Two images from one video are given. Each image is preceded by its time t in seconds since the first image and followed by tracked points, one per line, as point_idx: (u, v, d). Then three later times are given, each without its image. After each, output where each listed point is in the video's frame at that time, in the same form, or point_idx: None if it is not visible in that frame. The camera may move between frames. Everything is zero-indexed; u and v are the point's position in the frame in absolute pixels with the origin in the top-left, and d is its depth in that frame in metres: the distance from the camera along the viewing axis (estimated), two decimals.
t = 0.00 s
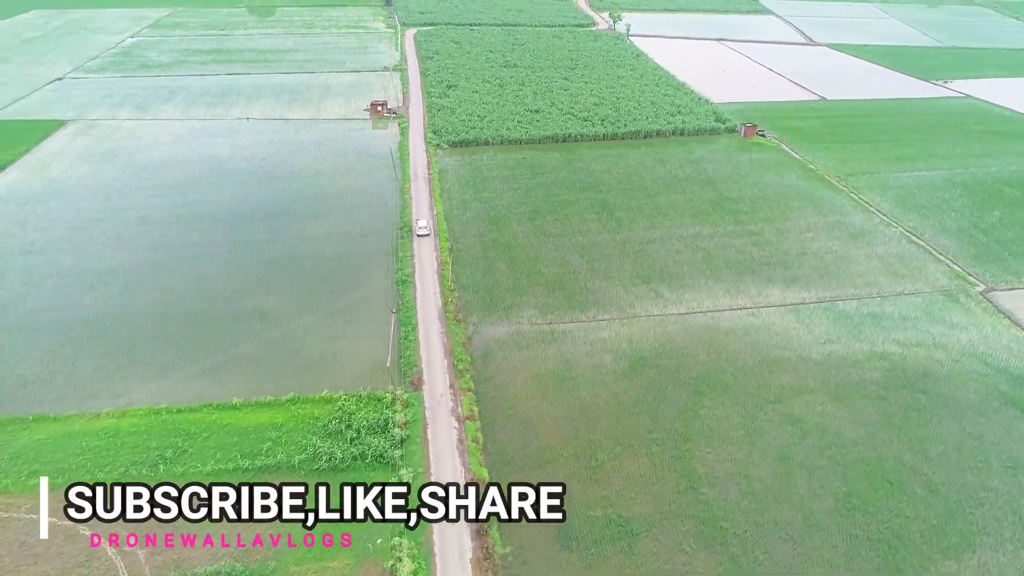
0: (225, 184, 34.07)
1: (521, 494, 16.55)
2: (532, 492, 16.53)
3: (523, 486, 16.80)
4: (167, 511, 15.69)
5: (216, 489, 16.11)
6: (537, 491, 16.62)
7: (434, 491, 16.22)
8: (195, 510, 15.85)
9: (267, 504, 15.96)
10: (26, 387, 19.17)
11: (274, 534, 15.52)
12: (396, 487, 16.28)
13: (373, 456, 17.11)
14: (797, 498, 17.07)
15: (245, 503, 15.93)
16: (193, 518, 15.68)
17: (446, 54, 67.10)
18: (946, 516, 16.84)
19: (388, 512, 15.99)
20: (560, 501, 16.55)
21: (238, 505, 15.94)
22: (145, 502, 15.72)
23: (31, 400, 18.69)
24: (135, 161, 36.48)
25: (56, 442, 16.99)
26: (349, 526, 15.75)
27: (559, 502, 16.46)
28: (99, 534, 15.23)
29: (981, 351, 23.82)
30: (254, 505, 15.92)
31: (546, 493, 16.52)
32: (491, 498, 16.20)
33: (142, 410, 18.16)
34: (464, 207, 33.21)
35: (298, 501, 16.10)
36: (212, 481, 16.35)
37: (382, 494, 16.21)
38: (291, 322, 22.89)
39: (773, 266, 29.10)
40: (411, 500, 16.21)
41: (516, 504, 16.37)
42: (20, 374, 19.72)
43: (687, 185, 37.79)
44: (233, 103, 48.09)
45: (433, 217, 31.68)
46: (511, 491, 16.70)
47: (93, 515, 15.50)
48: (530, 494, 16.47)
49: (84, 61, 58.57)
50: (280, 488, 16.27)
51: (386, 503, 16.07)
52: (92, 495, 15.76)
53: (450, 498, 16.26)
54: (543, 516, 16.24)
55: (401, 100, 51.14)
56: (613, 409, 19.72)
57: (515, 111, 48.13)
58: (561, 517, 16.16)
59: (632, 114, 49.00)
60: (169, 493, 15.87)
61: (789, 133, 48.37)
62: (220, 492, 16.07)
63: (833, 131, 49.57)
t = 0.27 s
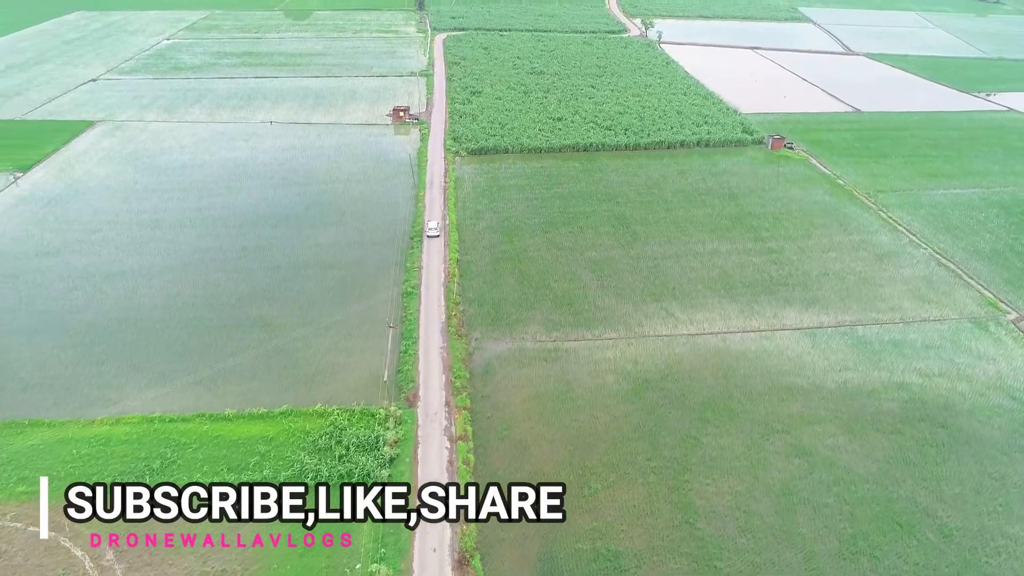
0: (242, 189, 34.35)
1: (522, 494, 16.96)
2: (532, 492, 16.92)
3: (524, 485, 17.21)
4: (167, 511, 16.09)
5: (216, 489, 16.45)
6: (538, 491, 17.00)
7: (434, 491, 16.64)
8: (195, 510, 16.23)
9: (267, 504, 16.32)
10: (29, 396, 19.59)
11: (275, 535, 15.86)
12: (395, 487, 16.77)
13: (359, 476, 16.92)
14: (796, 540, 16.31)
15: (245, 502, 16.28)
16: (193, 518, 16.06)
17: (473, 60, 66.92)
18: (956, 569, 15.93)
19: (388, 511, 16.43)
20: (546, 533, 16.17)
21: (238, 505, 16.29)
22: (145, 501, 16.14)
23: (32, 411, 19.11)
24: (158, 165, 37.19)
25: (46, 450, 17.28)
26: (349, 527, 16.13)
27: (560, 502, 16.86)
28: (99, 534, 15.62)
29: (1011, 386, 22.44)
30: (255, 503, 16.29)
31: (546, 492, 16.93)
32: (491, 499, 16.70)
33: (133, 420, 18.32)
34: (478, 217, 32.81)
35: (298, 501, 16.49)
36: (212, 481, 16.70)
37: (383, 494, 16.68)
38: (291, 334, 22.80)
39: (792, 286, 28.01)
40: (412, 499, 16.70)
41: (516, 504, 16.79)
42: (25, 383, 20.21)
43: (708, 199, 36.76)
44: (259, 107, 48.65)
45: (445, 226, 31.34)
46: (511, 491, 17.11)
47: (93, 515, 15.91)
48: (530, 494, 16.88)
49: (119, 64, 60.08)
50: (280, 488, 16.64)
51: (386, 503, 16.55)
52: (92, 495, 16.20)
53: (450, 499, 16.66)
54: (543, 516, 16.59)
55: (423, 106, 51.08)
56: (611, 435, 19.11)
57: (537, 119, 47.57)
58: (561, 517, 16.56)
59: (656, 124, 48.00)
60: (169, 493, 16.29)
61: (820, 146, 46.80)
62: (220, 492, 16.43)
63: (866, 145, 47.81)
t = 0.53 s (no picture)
0: (243, 198, 34.38)
1: (522, 494, 17.47)
2: (532, 492, 17.45)
3: (524, 486, 17.73)
4: (167, 511, 16.77)
5: (216, 490, 17.15)
6: (537, 492, 17.54)
7: (434, 491, 17.20)
8: (195, 510, 16.92)
9: (267, 504, 16.90)
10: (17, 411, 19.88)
11: (274, 535, 16.49)
12: (395, 488, 17.36)
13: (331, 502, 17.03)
14: None
15: (245, 502, 16.90)
16: (193, 518, 16.74)
17: (486, 67, 66.68)
18: None
19: (388, 511, 17.02)
20: (521, 565, 15.93)
21: (237, 505, 16.93)
22: (145, 501, 16.84)
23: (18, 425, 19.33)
24: (164, 172, 37.46)
25: (25, 465, 17.65)
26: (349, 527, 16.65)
27: (560, 502, 17.36)
28: (99, 535, 16.27)
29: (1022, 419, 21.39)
30: (255, 503, 16.88)
31: (546, 493, 17.47)
32: (491, 499, 17.29)
33: (111, 435, 18.60)
34: (478, 229, 32.40)
35: (298, 501, 17.06)
36: (212, 482, 17.42)
37: (382, 495, 17.25)
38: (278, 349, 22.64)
39: (798, 305, 27.09)
40: (411, 500, 17.29)
41: (516, 504, 17.30)
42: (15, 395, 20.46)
43: (715, 212, 35.94)
44: (268, 115, 48.85)
45: (443, 238, 30.98)
46: (511, 491, 17.64)
47: (93, 515, 16.54)
48: (529, 493, 17.40)
49: (136, 70, 60.82)
50: (280, 488, 17.21)
51: (386, 503, 17.14)
52: (92, 496, 16.87)
53: (450, 499, 17.23)
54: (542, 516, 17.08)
55: (433, 115, 50.91)
56: (596, 462, 18.62)
57: (545, 129, 47.12)
58: (561, 516, 17.04)
59: (667, 135, 47.25)
60: (169, 494, 17.02)
61: (836, 160, 45.62)
62: (220, 492, 17.12)
63: (884, 159, 46.51)
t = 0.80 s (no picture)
0: (239, 209, 34.28)
1: (522, 495, 17.94)
2: (531, 493, 17.91)
3: (524, 486, 18.18)
4: (167, 510, 17.26)
5: (216, 490, 17.68)
6: (538, 492, 17.99)
7: (434, 492, 17.76)
8: (195, 510, 17.40)
9: (267, 504, 17.33)
10: None
11: (274, 535, 16.98)
12: (395, 488, 17.86)
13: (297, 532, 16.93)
14: None
15: (245, 502, 17.35)
16: (193, 517, 17.22)
17: (493, 78, 66.39)
18: None
19: (388, 512, 17.56)
20: None
21: (237, 505, 17.40)
22: (145, 502, 17.37)
23: None
24: (163, 181, 37.52)
25: None
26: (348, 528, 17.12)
27: (559, 502, 17.82)
28: (100, 535, 16.83)
29: None
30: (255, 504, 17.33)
31: (546, 493, 17.91)
32: (491, 499, 17.73)
33: (81, 455, 18.64)
34: (472, 244, 31.94)
35: (298, 501, 17.50)
36: (195, 495, 17.70)
37: (382, 495, 17.74)
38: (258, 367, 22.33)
39: (796, 328, 26.28)
40: (411, 500, 17.79)
41: (516, 505, 17.78)
42: None
43: (716, 229, 35.17)
44: (272, 125, 48.88)
45: (436, 254, 30.55)
46: (511, 492, 18.10)
47: (93, 515, 17.13)
48: (530, 493, 17.88)
49: (145, 78, 61.29)
50: (280, 488, 17.69)
51: (386, 504, 17.60)
52: (92, 496, 17.51)
53: (450, 499, 17.77)
54: (542, 516, 17.54)
55: (437, 126, 50.67)
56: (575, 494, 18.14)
57: (549, 141, 46.63)
58: (560, 516, 17.49)
59: (672, 148, 46.55)
60: (169, 493, 17.55)
61: (845, 176, 44.60)
62: (221, 492, 17.64)
63: (895, 175, 45.38)
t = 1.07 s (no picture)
0: (233, 221, 34.07)
1: (522, 495, 18.33)
2: (532, 493, 18.30)
3: (524, 487, 18.58)
4: (167, 510, 17.61)
5: (215, 490, 18.02)
6: (537, 492, 18.36)
7: (434, 492, 18.22)
8: (195, 510, 17.75)
9: (267, 504, 17.70)
10: None
11: (274, 534, 17.11)
12: (395, 488, 18.26)
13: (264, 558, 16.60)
14: None
15: (245, 502, 17.66)
16: (193, 517, 17.59)
17: (498, 88, 66.09)
18: None
19: (388, 512, 17.90)
20: None
21: (237, 504, 17.70)
22: (145, 501, 17.73)
23: None
24: (160, 191, 37.47)
25: None
26: (349, 528, 17.61)
27: (559, 502, 18.16)
28: (100, 535, 17.13)
29: None
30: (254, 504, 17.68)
31: (546, 493, 18.27)
32: (491, 499, 18.10)
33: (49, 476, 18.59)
34: (465, 258, 31.43)
35: (298, 502, 17.95)
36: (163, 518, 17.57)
37: (382, 495, 18.11)
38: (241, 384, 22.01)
39: (793, 350, 25.52)
40: (411, 501, 18.27)
41: (516, 505, 18.15)
42: None
43: (715, 246, 34.48)
44: (273, 134, 48.86)
45: (426, 268, 30.10)
46: (511, 492, 18.48)
47: (93, 515, 17.49)
48: (530, 494, 18.26)
49: (151, 87, 61.61)
50: (280, 489, 18.11)
51: (386, 504, 17.98)
52: (92, 496, 17.85)
53: (450, 499, 18.17)
54: (542, 516, 17.91)
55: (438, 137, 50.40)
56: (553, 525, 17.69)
57: (549, 153, 46.21)
58: (560, 516, 17.85)
59: (675, 161, 45.93)
60: (169, 494, 17.87)
61: (851, 192, 43.69)
62: (221, 492, 17.94)
63: (903, 190, 44.37)
